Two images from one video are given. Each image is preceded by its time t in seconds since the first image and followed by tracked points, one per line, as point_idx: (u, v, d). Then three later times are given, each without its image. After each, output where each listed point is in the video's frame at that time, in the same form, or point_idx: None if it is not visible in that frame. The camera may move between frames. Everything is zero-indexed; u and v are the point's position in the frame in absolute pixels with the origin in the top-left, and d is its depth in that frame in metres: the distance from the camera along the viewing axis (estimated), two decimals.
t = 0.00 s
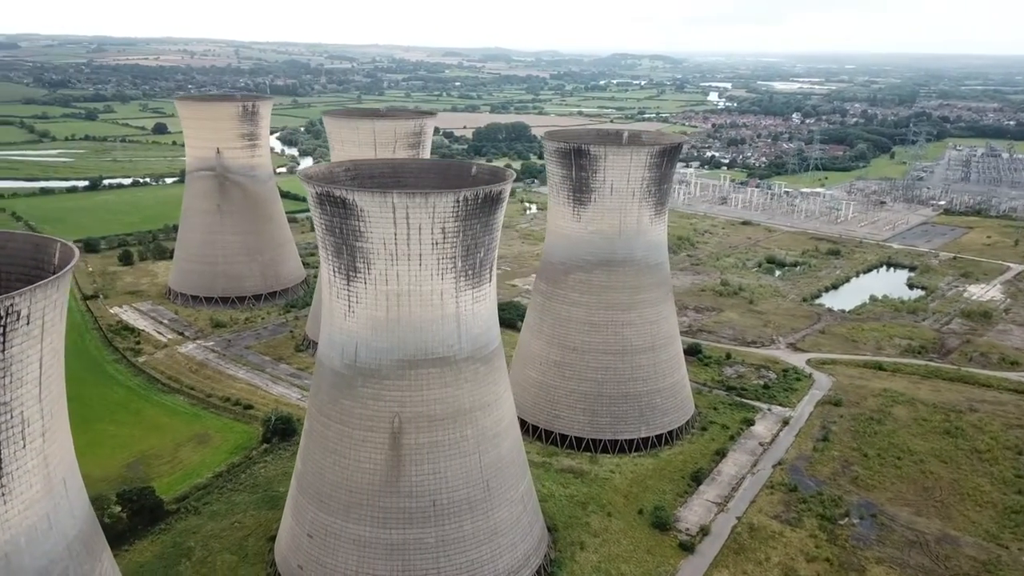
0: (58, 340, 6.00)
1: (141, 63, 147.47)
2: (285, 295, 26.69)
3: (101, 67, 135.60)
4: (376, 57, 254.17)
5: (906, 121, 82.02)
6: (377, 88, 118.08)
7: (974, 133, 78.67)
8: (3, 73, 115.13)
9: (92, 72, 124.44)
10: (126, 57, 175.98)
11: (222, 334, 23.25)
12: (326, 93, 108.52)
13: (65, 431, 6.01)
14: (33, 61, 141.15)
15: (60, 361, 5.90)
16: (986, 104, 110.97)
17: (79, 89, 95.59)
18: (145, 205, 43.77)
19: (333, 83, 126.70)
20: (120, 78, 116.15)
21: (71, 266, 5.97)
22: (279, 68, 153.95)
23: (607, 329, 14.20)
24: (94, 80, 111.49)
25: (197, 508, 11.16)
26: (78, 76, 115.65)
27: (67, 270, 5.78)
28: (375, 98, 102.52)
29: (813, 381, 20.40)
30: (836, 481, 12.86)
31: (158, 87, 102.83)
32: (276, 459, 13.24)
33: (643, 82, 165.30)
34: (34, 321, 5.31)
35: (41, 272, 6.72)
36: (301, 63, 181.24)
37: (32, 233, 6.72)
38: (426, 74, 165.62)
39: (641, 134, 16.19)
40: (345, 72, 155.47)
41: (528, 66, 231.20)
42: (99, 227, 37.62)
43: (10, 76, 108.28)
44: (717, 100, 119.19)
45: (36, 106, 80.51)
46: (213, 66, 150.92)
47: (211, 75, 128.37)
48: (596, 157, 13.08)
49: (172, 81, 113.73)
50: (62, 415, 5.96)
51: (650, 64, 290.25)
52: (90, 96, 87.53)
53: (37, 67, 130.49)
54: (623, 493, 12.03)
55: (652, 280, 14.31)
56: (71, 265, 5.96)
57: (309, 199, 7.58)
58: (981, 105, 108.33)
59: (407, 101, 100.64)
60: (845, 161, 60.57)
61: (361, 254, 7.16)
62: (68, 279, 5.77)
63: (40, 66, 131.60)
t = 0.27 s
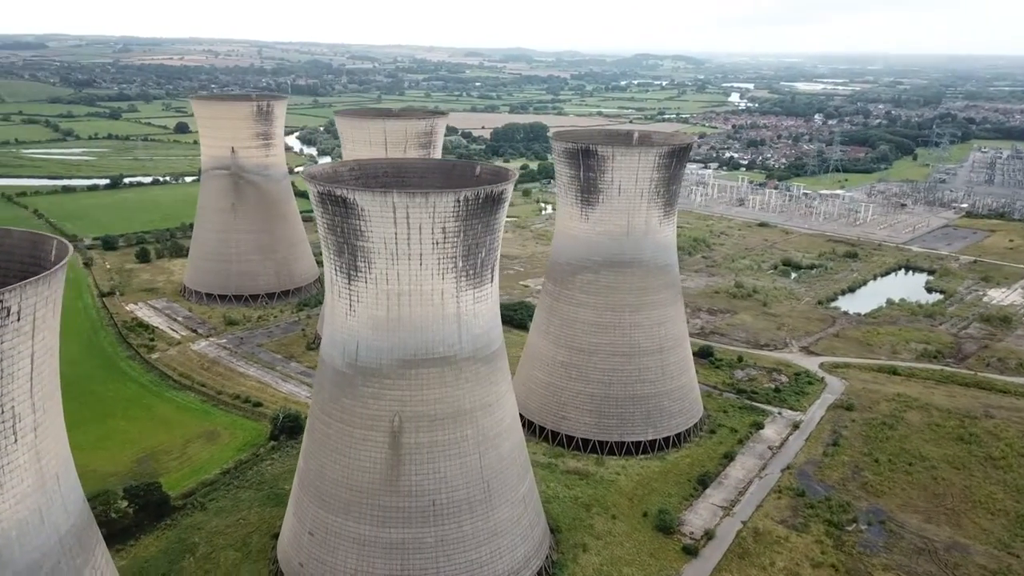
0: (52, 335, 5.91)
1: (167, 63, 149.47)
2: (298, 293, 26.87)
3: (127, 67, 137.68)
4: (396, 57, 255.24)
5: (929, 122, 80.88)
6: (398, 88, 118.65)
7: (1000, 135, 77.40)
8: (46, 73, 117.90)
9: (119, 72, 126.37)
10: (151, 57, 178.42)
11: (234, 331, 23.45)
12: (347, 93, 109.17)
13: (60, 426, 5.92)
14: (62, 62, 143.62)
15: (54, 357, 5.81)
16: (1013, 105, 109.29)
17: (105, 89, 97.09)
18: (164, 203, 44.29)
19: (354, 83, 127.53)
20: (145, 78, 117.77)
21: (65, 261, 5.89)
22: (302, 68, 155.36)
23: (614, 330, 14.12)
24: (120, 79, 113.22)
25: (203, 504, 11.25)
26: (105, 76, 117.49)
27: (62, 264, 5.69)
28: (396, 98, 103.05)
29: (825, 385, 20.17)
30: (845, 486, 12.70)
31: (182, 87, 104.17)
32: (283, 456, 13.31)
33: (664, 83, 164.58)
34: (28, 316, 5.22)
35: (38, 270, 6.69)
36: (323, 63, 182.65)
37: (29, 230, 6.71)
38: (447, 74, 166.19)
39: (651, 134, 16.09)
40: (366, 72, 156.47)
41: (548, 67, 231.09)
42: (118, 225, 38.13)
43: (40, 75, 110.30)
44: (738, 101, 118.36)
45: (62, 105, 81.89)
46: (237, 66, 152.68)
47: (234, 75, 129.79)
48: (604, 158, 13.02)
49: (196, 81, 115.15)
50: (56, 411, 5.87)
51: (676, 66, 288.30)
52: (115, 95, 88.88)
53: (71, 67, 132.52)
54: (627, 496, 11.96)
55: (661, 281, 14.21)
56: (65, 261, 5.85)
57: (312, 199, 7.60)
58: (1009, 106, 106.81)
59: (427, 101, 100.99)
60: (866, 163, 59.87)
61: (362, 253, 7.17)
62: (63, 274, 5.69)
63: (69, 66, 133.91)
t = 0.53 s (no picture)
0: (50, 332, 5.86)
1: (196, 64, 151.72)
2: (315, 292, 27.06)
3: (157, 67, 140.00)
4: (422, 57, 255.89)
5: (958, 124, 79.40)
6: (421, 89, 119.17)
7: None
8: (77, 73, 120.01)
9: (149, 72, 128.55)
10: (179, 57, 180.88)
11: (249, 329, 23.67)
12: (371, 93, 109.80)
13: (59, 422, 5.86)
14: (93, 62, 146.39)
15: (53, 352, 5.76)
16: None
17: (134, 89, 98.78)
18: (186, 202, 44.85)
19: (378, 83, 128.35)
20: (174, 77, 119.61)
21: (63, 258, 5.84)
22: (327, 69, 156.71)
23: (624, 332, 14.03)
24: (149, 79, 115.12)
25: (212, 501, 11.35)
26: (135, 76, 119.52)
27: (59, 261, 5.65)
28: (419, 98, 103.53)
29: (841, 390, 19.88)
30: (857, 493, 12.50)
31: (210, 87, 105.64)
32: (293, 454, 13.39)
33: (688, 83, 163.61)
34: (25, 312, 5.17)
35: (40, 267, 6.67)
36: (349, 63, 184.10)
37: (31, 226, 6.72)
38: (470, 74, 166.61)
39: (664, 135, 15.97)
40: (390, 73, 157.31)
41: (571, 67, 230.63)
42: (141, 223, 38.69)
43: (72, 75, 112.58)
44: (763, 102, 117.29)
45: (93, 104, 83.44)
46: (264, 67, 154.56)
47: (260, 75, 131.29)
48: (616, 158, 12.94)
49: (222, 80, 116.70)
50: (55, 407, 5.82)
51: (699, 66, 286.72)
52: (144, 94, 90.38)
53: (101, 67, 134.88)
54: (635, 499, 11.86)
55: (672, 283, 14.09)
56: (63, 259, 5.76)
57: (318, 198, 7.62)
58: None
59: (450, 101, 101.30)
60: (892, 165, 58.99)
61: (366, 252, 7.18)
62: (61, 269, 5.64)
63: (100, 66, 136.50)
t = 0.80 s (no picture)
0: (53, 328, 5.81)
1: (224, 65, 153.93)
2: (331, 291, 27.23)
3: (186, 68, 142.29)
4: (445, 58, 257.03)
5: (988, 126, 77.86)
6: (445, 90, 119.63)
7: None
8: (108, 73, 122.21)
9: (178, 73, 130.71)
10: (207, 57, 183.43)
11: (265, 327, 23.88)
12: (395, 94, 110.40)
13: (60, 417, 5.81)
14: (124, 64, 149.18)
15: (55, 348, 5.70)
16: None
17: (163, 89, 100.49)
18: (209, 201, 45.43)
19: (402, 83, 129.10)
20: (202, 78, 121.54)
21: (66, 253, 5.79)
22: (352, 69, 157.96)
23: (635, 335, 13.92)
24: (177, 80, 116.94)
25: (222, 497, 11.45)
26: (167, 77, 121.41)
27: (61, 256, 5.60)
28: (442, 99, 104.00)
29: (858, 395, 19.57)
30: (871, 500, 12.29)
31: (236, 87, 107.11)
32: (304, 452, 13.46)
33: (713, 85, 162.44)
34: (24, 307, 5.12)
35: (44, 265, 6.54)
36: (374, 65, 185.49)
37: (38, 224, 6.56)
38: (494, 75, 166.94)
39: (679, 136, 15.83)
40: (415, 73, 158.14)
41: (595, 68, 229.94)
42: (163, 221, 39.26)
43: (104, 76, 114.91)
44: (789, 104, 116.12)
45: (122, 104, 84.96)
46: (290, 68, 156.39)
47: (286, 76, 132.81)
48: (628, 159, 12.86)
49: (249, 81, 118.29)
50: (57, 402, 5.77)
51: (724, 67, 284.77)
52: (172, 94, 91.90)
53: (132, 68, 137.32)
54: (644, 502, 11.76)
55: (685, 285, 13.95)
56: (66, 253, 5.71)
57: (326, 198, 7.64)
58: None
59: (473, 102, 101.56)
60: (919, 168, 58.04)
61: (371, 252, 7.19)
62: (63, 264, 5.59)
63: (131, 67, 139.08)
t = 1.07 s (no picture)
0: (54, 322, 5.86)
1: (254, 65, 155.88)
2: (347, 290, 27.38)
3: (216, 68, 144.34)
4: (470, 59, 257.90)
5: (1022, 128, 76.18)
6: (469, 90, 119.88)
7: None
8: (141, 73, 124.40)
9: (208, 73, 132.62)
10: (235, 58, 185.87)
11: (282, 325, 24.09)
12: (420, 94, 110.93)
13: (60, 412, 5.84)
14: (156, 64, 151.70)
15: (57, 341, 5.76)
16: None
17: (192, 89, 102.14)
18: (232, 200, 45.95)
19: (427, 84, 129.71)
20: (231, 78, 123.23)
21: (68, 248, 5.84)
22: (378, 70, 159.06)
23: (648, 337, 13.80)
24: (206, 80, 118.63)
25: (233, 493, 11.55)
26: (197, 77, 123.24)
27: (63, 251, 5.64)
28: (467, 99, 104.29)
29: (877, 401, 19.25)
30: (885, 507, 12.08)
31: (264, 87, 108.47)
32: (315, 450, 13.54)
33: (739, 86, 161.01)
34: (24, 302, 5.15)
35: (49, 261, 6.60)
36: (401, 64, 186.55)
37: (43, 221, 6.62)
38: (519, 76, 167.03)
39: (695, 137, 15.68)
40: (440, 74, 158.82)
41: (621, 69, 228.73)
42: (187, 220, 39.80)
43: (137, 76, 117.07)
44: (818, 105, 114.64)
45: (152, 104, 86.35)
46: (319, 68, 157.93)
47: (314, 76, 134.14)
48: (641, 160, 12.75)
49: (277, 81, 119.66)
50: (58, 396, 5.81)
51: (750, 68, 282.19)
52: (201, 94, 93.29)
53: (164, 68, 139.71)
54: (654, 506, 11.67)
55: (699, 287, 13.80)
56: (69, 250, 5.76)
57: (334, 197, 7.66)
58: None
59: (498, 103, 101.72)
60: (948, 170, 56.96)
61: (378, 251, 7.20)
62: (63, 260, 5.62)
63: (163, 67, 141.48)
